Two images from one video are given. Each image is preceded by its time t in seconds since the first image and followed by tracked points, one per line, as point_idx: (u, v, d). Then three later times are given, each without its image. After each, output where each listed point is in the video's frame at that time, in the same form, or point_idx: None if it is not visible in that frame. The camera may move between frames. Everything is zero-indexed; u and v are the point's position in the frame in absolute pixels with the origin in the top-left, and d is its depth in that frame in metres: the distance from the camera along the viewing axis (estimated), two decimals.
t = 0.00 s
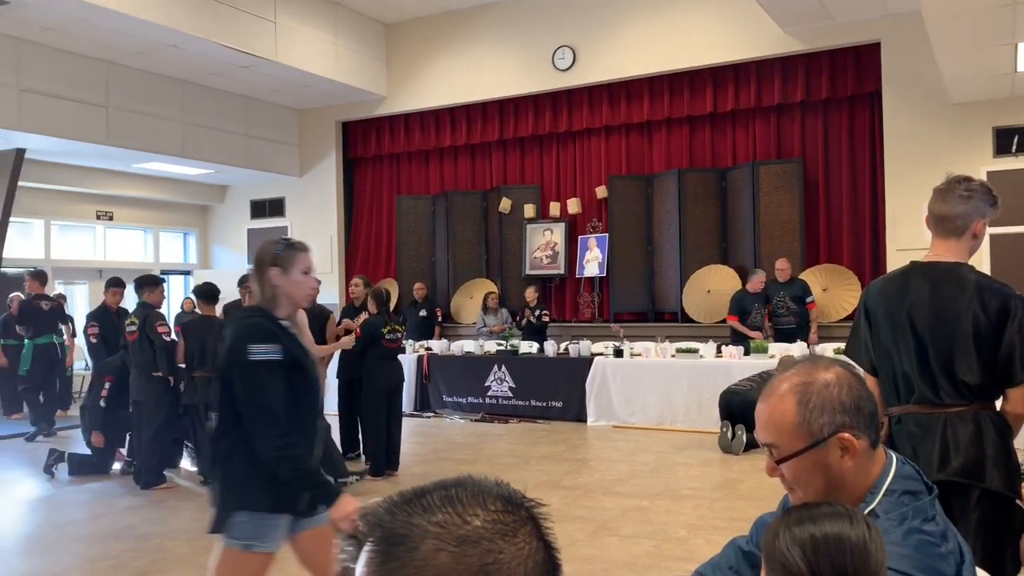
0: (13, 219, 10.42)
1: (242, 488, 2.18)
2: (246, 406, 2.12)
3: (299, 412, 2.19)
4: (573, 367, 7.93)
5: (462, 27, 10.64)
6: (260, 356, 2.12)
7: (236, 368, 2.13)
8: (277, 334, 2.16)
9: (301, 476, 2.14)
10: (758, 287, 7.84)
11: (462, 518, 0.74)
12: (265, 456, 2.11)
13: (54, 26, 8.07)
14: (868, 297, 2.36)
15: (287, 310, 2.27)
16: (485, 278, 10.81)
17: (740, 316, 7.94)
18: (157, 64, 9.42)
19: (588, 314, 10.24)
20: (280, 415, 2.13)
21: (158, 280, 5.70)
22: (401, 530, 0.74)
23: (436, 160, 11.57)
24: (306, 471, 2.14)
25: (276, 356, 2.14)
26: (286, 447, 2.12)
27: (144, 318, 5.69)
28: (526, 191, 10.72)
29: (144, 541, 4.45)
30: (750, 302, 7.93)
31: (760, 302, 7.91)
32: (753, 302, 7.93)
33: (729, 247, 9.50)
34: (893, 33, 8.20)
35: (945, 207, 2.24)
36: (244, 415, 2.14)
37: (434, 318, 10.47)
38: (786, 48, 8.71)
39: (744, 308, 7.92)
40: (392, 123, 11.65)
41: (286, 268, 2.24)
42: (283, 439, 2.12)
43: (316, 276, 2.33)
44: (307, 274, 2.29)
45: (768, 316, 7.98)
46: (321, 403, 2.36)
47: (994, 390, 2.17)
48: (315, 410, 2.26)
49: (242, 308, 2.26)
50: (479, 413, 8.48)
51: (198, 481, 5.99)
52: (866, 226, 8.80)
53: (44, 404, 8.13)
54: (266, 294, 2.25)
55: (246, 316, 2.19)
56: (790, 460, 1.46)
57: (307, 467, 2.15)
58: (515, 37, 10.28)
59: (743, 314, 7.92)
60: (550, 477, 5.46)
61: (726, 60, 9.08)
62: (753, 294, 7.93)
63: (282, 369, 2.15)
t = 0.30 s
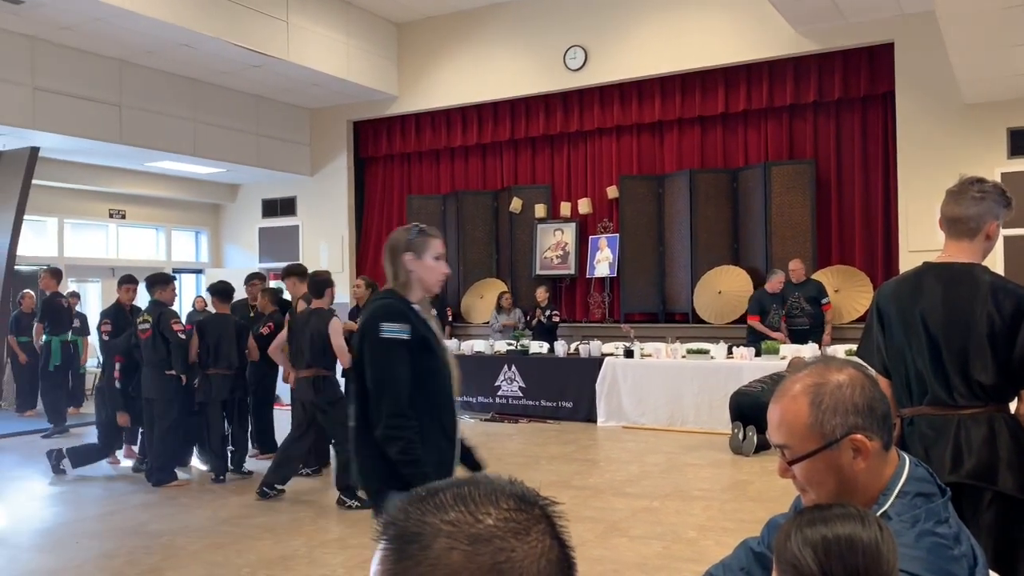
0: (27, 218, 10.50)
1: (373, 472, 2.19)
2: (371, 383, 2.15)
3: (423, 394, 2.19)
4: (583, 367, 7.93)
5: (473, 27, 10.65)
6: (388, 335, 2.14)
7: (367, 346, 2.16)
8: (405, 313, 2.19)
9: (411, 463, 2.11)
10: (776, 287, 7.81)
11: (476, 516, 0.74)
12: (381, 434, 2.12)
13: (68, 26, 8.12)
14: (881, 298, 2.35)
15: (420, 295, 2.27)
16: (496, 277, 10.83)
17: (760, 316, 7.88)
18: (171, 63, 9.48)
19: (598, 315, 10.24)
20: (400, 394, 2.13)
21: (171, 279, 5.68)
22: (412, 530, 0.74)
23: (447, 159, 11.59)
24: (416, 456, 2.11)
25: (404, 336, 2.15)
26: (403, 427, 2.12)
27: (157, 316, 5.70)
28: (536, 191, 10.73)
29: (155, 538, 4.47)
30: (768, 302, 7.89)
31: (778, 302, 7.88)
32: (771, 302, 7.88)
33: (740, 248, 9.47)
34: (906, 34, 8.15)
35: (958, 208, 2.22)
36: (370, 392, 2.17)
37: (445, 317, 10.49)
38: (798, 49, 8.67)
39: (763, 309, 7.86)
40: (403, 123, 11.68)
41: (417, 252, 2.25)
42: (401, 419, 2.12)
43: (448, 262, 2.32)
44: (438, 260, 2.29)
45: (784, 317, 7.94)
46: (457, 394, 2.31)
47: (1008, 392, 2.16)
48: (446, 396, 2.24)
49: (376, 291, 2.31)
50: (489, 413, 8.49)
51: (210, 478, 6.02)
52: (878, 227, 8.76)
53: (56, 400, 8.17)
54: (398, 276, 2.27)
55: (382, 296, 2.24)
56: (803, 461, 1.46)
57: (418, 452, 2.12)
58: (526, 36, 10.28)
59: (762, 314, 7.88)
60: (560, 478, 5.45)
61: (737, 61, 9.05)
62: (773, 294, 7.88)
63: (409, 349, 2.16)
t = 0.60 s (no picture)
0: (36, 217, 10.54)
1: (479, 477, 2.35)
2: (479, 398, 2.26)
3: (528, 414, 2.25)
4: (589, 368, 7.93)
5: (480, 27, 10.65)
6: (497, 353, 2.22)
7: (478, 360, 2.26)
8: (517, 333, 2.24)
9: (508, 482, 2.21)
10: (787, 288, 7.84)
11: (503, 509, 0.75)
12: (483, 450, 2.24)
13: (77, 25, 8.15)
14: (890, 299, 2.34)
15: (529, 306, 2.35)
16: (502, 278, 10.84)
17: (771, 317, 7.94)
18: (179, 63, 9.51)
19: (605, 315, 10.25)
20: (502, 414, 2.21)
21: (179, 279, 5.72)
22: (437, 522, 0.74)
23: (454, 159, 11.60)
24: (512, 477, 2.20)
25: (512, 356, 2.22)
26: (506, 447, 2.21)
27: (167, 316, 5.70)
28: (543, 191, 10.73)
29: (162, 536, 4.49)
30: (779, 304, 7.95)
31: (788, 302, 7.92)
32: (781, 304, 7.93)
33: (747, 249, 9.45)
34: (915, 34, 8.12)
35: (967, 210, 2.21)
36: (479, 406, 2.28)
37: (452, 317, 10.50)
38: (806, 50, 8.65)
39: (773, 309, 7.92)
40: (411, 123, 11.69)
41: (527, 262, 2.31)
42: (504, 440, 2.21)
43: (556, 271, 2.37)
44: (547, 269, 2.35)
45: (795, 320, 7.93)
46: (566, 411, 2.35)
47: (1019, 395, 2.15)
48: (553, 416, 2.27)
49: (489, 300, 2.40)
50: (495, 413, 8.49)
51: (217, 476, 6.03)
52: (886, 228, 8.74)
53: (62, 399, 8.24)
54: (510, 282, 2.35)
55: (495, 309, 2.32)
56: (810, 462, 1.45)
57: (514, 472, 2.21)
58: (534, 36, 10.28)
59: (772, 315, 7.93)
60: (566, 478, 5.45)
61: (745, 62, 9.03)
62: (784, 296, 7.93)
63: (515, 369, 2.22)
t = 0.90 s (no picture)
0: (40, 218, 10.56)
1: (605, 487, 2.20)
2: (611, 400, 2.14)
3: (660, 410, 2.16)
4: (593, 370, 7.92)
5: (484, 30, 10.67)
6: (627, 350, 2.13)
7: (604, 360, 2.15)
8: (639, 327, 2.17)
9: (659, 482, 2.10)
10: (794, 290, 7.81)
11: (515, 508, 0.76)
12: (622, 453, 2.11)
13: (82, 27, 8.17)
14: (895, 301, 2.34)
15: (640, 299, 2.28)
16: (506, 279, 10.84)
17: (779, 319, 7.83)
18: (184, 64, 9.53)
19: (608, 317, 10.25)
20: (642, 412, 2.11)
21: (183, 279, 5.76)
22: (449, 522, 0.75)
23: (458, 160, 11.61)
24: (657, 478, 2.10)
25: (643, 351, 2.14)
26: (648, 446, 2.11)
27: (173, 317, 5.72)
28: (547, 193, 10.74)
29: (166, 537, 4.50)
30: (786, 306, 7.87)
31: (796, 305, 7.83)
32: (789, 306, 7.85)
33: (750, 251, 9.43)
34: (919, 36, 8.11)
35: (973, 211, 2.22)
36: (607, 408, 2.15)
37: (455, 319, 10.50)
38: (810, 51, 8.65)
39: (781, 312, 7.81)
40: (414, 125, 11.71)
41: (647, 255, 2.25)
42: (646, 438, 2.11)
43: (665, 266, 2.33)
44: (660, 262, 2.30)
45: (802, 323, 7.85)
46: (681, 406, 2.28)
47: None
48: (678, 411, 2.21)
49: (596, 299, 2.30)
50: (499, 415, 8.49)
51: (220, 477, 6.04)
52: (890, 231, 8.73)
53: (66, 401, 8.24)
54: (622, 278, 2.27)
55: (609, 306, 2.23)
56: (813, 465, 1.45)
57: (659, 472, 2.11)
58: (537, 38, 10.29)
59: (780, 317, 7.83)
60: (569, 479, 5.46)
61: (749, 64, 9.03)
62: (791, 298, 7.86)
63: (646, 363, 2.14)
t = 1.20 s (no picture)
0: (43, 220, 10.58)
1: (718, 499, 2.16)
2: (732, 411, 2.10)
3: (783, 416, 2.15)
4: (596, 372, 7.92)
5: (488, 33, 10.68)
6: (746, 359, 2.11)
7: (720, 370, 2.12)
8: (752, 336, 2.15)
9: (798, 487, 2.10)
10: (802, 293, 7.81)
11: (532, 512, 0.76)
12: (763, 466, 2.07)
13: (85, 30, 8.20)
14: (900, 305, 2.34)
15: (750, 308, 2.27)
16: (508, 282, 10.85)
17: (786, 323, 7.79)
18: (187, 67, 9.55)
19: (611, 319, 10.26)
20: (767, 420, 2.08)
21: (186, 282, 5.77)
22: (464, 523, 0.75)
23: (461, 163, 11.62)
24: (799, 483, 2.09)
25: (762, 360, 2.12)
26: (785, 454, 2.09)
27: (178, 320, 5.74)
28: (550, 196, 10.75)
29: (170, 539, 4.50)
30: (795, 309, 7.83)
31: (805, 309, 7.81)
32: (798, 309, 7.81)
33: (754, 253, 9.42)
34: (923, 39, 8.10)
35: (978, 215, 2.22)
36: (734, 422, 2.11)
37: (458, 321, 10.51)
38: (813, 54, 8.64)
39: (789, 316, 7.79)
40: (418, 127, 11.73)
41: (759, 264, 2.24)
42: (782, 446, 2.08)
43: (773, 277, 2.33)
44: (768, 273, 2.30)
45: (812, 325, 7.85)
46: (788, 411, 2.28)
47: None
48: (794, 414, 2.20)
49: (703, 313, 2.26)
50: (502, 417, 8.48)
51: (223, 478, 6.06)
52: (894, 234, 8.72)
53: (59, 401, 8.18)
54: (731, 287, 2.26)
55: (720, 316, 2.21)
56: (817, 468, 1.46)
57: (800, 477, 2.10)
58: (541, 40, 10.30)
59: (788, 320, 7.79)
60: (573, 482, 5.45)
61: (752, 66, 9.03)
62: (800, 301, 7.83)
63: (766, 371, 2.12)
